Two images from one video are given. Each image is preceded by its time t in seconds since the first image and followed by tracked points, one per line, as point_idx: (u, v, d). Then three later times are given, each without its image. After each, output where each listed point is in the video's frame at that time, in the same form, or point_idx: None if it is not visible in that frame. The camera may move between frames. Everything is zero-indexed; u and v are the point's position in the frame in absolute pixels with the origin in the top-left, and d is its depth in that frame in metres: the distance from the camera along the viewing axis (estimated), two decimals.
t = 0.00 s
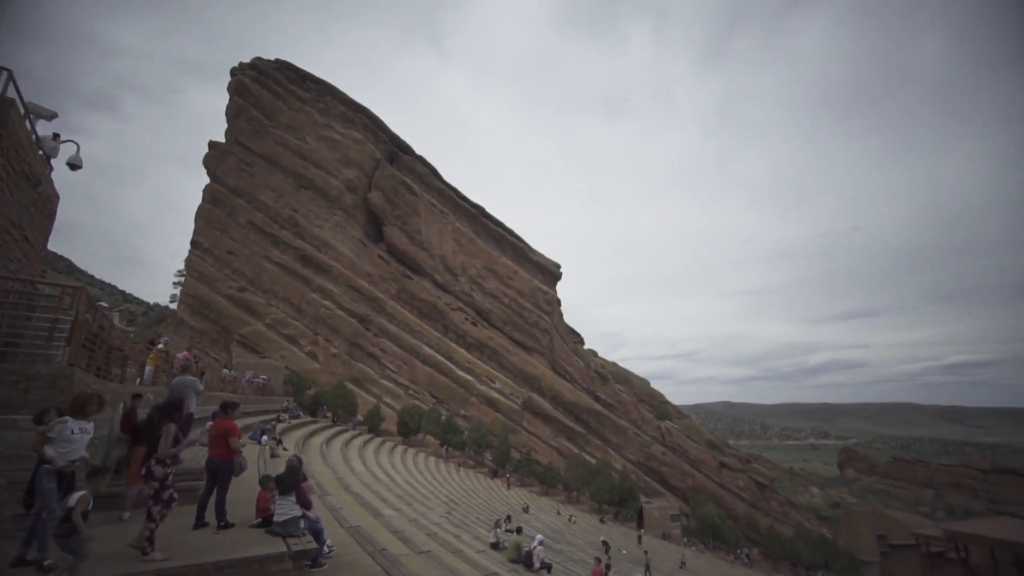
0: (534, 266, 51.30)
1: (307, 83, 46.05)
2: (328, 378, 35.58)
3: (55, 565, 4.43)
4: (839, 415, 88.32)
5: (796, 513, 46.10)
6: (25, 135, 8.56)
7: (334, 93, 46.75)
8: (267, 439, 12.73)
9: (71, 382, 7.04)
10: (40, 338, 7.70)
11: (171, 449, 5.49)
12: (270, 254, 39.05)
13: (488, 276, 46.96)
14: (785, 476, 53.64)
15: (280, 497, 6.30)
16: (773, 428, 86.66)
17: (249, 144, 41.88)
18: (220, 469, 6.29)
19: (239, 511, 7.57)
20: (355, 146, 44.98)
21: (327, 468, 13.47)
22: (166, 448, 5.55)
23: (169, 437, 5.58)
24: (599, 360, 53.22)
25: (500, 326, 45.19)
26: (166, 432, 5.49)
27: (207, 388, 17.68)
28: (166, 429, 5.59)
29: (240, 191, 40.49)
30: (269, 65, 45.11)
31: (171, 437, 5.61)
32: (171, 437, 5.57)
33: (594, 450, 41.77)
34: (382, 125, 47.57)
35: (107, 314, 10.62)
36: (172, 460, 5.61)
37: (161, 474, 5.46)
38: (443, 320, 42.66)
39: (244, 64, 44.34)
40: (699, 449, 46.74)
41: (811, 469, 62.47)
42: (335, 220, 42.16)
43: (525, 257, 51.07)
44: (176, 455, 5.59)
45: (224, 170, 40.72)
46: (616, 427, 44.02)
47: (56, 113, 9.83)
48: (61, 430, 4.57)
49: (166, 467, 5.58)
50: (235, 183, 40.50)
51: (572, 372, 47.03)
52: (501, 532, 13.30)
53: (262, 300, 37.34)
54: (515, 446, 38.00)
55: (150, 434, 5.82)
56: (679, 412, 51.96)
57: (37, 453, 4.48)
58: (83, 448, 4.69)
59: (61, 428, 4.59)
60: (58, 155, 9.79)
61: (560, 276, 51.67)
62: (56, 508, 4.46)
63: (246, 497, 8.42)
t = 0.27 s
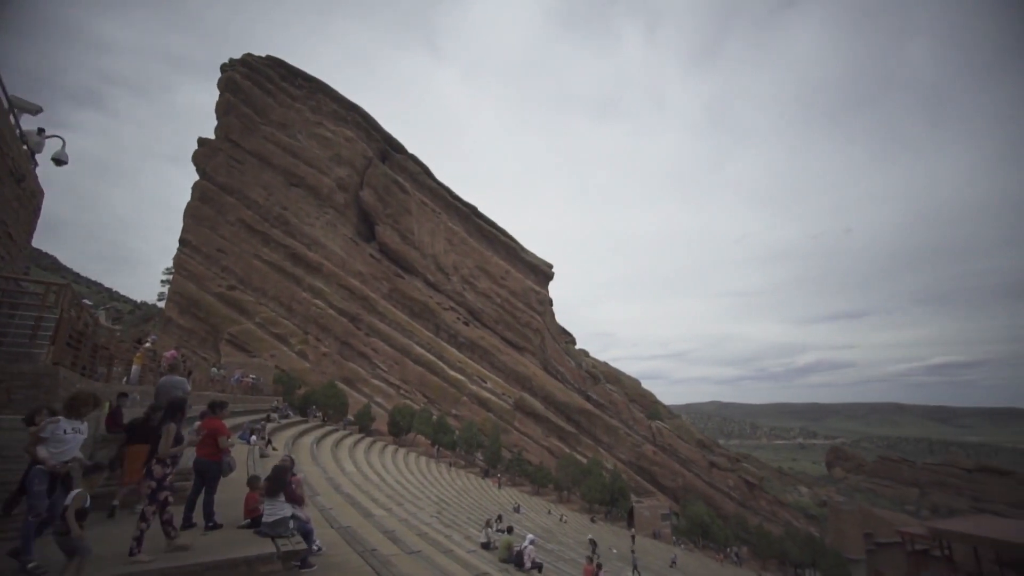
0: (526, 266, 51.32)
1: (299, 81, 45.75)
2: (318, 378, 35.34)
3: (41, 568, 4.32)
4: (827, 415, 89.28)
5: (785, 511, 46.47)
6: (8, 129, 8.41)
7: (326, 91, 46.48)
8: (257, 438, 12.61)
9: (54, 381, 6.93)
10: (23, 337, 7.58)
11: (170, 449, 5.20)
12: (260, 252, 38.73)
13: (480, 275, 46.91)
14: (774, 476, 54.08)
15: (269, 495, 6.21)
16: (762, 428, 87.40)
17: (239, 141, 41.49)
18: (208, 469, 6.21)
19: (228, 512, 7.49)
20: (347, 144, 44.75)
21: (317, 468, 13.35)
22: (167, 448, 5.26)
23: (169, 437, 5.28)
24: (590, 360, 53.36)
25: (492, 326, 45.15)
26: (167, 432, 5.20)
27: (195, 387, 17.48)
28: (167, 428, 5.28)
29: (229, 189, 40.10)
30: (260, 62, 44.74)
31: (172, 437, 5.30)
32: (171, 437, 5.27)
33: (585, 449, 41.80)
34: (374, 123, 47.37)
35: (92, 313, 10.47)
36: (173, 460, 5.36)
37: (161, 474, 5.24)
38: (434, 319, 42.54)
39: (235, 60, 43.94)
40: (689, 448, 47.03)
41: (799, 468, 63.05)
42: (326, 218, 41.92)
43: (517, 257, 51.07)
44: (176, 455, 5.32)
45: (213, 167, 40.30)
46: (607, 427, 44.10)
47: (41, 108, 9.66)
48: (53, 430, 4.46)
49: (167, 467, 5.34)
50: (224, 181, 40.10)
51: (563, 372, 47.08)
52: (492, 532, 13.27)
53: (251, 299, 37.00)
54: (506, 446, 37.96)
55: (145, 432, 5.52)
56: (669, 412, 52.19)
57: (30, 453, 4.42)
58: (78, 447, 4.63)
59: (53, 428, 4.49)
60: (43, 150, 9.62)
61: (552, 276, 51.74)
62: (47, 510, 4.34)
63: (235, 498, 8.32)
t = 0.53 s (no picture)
0: (518, 266, 51.32)
1: (290, 78, 45.42)
2: (309, 377, 35.09)
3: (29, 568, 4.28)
4: (815, 415, 90.19)
5: (774, 510, 46.86)
6: None
7: (317, 88, 46.18)
8: (246, 438, 12.50)
9: (37, 380, 6.81)
10: (6, 335, 7.43)
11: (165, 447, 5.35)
12: (251, 251, 38.40)
13: (472, 275, 46.87)
14: (763, 475, 54.49)
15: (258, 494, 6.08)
16: (751, 427, 88.05)
17: (229, 138, 41.07)
18: (196, 469, 6.14)
19: (216, 512, 7.39)
20: (338, 142, 44.51)
21: (307, 468, 13.22)
22: (162, 445, 5.42)
23: (165, 435, 5.43)
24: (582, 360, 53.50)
25: (483, 326, 45.12)
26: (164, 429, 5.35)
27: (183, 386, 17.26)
28: (163, 427, 5.43)
29: (219, 186, 39.70)
30: (251, 58, 44.34)
31: (168, 435, 5.46)
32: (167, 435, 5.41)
33: (576, 449, 41.84)
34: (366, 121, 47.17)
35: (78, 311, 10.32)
36: (169, 458, 5.47)
37: (157, 473, 5.36)
38: (426, 319, 42.43)
39: (225, 56, 43.51)
40: (679, 448, 47.30)
41: (788, 468, 63.63)
42: (317, 217, 41.69)
43: (509, 256, 51.07)
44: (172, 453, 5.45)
45: (202, 164, 39.84)
46: (598, 427, 44.19)
47: (24, 102, 9.48)
48: (46, 430, 4.37)
49: (165, 465, 5.46)
50: (214, 178, 39.68)
51: (555, 372, 47.12)
52: (482, 532, 13.23)
53: (241, 297, 36.65)
54: (498, 445, 37.92)
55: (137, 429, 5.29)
56: (660, 411, 52.44)
57: (22, 455, 4.30)
58: (70, 449, 4.51)
59: (46, 428, 4.39)
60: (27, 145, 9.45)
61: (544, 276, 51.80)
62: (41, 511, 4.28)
63: (223, 498, 8.22)
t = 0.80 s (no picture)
0: (510, 265, 51.34)
1: (281, 75, 45.09)
2: (299, 377, 34.82)
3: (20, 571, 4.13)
4: (804, 415, 91.05)
5: (763, 509, 47.22)
6: None
7: (309, 85, 45.88)
8: (235, 438, 12.36)
9: (21, 378, 6.69)
10: None
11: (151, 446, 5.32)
12: (240, 249, 38.04)
13: (464, 274, 46.81)
14: (752, 475, 54.89)
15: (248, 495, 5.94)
16: (740, 427, 88.69)
17: (219, 134, 40.65)
18: (185, 471, 6.05)
19: (203, 513, 7.27)
20: (330, 140, 44.27)
21: (297, 468, 13.10)
22: (149, 444, 5.39)
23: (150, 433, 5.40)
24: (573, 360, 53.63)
25: (475, 326, 45.07)
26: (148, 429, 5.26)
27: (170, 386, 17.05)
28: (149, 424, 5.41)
29: (209, 183, 39.27)
30: (242, 54, 43.94)
31: (154, 434, 5.44)
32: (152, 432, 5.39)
33: (568, 449, 41.87)
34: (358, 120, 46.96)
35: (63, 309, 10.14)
36: (156, 458, 5.44)
37: (144, 472, 5.35)
38: (418, 318, 42.27)
39: (215, 52, 43.06)
40: (670, 447, 47.55)
41: (777, 467, 64.15)
42: (309, 215, 41.41)
43: (501, 256, 51.06)
44: (159, 451, 5.43)
45: (192, 160, 39.39)
46: (590, 427, 44.28)
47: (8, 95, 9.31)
48: (43, 432, 4.31)
49: (152, 465, 5.43)
50: (203, 175, 39.25)
51: (547, 372, 47.17)
52: (473, 532, 13.19)
53: (230, 296, 36.27)
54: (489, 445, 37.85)
55: (123, 430, 5.12)
56: (651, 411, 52.66)
57: (18, 457, 4.22)
58: (67, 451, 4.45)
59: (44, 429, 4.33)
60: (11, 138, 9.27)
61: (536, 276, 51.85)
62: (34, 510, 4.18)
63: (210, 499, 8.11)
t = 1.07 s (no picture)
0: (502, 265, 51.31)
1: (272, 71, 44.72)
2: (289, 376, 34.54)
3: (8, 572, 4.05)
4: (793, 414, 91.89)
5: (752, 508, 47.55)
6: None
7: (300, 82, 45.55)
8: (223, 438, 12.24)
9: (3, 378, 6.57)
10: None
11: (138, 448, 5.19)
12: (230, 247, 37.67)
13: (456, 274, 46.74)
14: (742, 474, 55.28)
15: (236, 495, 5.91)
16: (730, 427, 89.30)
17: (209, 131, 40.22)
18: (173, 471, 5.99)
19: (190, 514, 7.19)
20: (322, 137, 44.00)
21: (286, 468, 12.97)
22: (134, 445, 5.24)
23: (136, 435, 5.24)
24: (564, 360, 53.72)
25: (467, 326, 45.01)
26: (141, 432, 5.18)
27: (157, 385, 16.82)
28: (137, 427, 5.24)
29: (198, 180, 38.85)
30: (232, 50, 43.51)
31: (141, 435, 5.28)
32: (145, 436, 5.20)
33: (559, 449, 41.91)
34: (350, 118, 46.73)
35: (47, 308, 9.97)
36: (143, 460, 5.30)
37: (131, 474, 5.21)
38: (409, 318, 42.11)
39: (205, 47, 42.60)
40: (660, 447, 47.79)
41: (766, 466, 64.63)
42: (299, 213, 41.13)
43: (493, 256, 51.03)
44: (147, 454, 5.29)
45: (180, 157, 38.94)
46: (581, 427, 44.35)
47: None
48: (38, 431, 4.28)
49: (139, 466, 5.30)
50: (192, 172, 38.81)
51: (538, 371, 47.19)
52: (464, 532, 13.16)
53: (219, 294, 35.90)
54: (480, 445, 37.78)
55: (107, 430, 5.05)
56: (642, 411, 52.85)
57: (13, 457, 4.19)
58: (62, 451, 4.40)
59: (39, 428, 4.31)
60: None
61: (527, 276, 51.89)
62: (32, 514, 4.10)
63: (198, 499, 8.01)
